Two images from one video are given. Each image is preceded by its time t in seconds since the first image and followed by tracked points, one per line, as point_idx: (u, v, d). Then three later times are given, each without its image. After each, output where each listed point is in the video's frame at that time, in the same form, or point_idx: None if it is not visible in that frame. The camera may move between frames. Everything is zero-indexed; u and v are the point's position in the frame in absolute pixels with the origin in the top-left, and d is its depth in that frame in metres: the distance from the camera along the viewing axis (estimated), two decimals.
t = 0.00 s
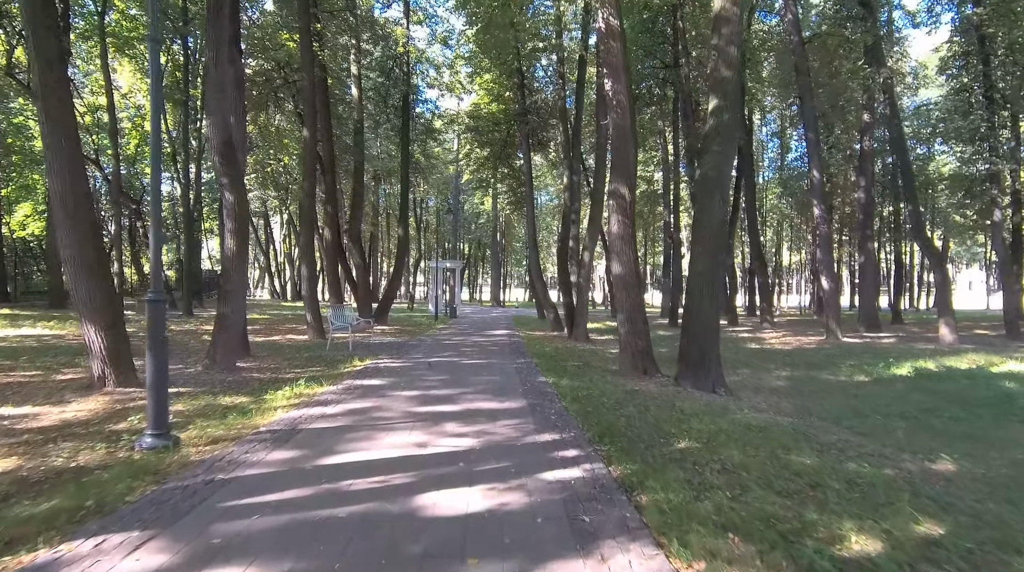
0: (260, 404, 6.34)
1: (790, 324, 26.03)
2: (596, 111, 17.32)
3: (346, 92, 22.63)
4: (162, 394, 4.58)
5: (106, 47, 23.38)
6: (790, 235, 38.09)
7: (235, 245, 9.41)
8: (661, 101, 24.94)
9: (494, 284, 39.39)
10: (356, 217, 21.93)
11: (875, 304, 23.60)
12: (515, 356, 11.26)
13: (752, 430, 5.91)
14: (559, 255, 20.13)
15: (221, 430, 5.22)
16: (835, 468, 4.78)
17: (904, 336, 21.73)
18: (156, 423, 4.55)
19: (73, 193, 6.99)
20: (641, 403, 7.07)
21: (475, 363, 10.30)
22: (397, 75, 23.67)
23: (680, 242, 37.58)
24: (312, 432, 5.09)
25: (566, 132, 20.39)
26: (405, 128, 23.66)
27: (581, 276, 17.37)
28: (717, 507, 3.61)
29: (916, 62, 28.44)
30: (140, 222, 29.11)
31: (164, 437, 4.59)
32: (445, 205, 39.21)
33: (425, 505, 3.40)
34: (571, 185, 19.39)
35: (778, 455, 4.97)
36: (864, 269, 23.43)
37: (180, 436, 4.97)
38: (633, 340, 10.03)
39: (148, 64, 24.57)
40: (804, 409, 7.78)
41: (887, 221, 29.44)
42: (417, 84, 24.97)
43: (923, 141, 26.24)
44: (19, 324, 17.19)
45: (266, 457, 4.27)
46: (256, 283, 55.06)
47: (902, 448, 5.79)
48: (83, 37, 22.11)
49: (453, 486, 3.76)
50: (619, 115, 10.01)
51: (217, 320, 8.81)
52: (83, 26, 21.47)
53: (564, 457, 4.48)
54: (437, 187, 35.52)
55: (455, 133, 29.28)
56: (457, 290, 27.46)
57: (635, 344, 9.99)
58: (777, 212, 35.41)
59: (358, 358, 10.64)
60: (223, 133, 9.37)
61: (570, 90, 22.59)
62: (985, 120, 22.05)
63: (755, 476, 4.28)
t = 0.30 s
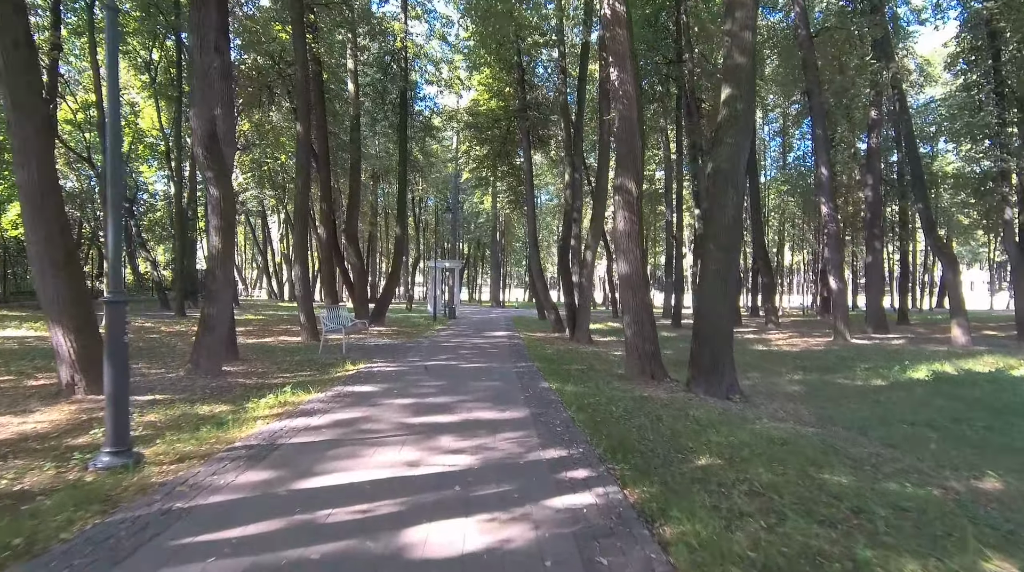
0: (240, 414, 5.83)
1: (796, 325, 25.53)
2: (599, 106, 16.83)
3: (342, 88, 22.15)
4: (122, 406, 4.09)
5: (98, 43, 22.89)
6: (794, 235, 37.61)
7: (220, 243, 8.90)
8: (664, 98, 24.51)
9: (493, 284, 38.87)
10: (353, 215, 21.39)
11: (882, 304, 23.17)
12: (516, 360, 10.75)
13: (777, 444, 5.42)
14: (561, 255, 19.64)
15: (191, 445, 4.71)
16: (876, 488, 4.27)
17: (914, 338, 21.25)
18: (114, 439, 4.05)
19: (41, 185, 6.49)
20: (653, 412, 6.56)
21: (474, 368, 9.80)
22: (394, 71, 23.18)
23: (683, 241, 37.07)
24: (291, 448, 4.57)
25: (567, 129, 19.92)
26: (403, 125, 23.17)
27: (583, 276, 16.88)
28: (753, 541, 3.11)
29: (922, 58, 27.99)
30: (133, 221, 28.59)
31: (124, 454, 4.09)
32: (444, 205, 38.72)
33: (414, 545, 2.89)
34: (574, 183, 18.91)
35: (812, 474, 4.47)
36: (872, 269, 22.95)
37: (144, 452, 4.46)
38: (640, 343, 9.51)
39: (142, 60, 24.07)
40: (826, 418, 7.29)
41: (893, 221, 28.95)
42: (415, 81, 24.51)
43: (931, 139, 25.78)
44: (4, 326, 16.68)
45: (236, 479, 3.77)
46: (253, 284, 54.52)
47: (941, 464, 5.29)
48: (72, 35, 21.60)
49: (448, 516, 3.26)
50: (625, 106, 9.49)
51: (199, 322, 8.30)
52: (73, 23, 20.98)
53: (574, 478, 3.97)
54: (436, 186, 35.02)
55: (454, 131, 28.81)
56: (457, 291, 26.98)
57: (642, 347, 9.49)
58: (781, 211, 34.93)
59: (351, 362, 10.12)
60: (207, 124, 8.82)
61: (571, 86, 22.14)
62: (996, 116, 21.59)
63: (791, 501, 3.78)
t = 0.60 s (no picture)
0: (215, 425, 5.33)
1: (801, 325, 25.08)
2: (601, 101, 16.31)
3: (338, 83, 21.63)
4: (68, 422, 3.62)
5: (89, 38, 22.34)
6: (797, 234, 37.14)
7: (203, 240, 8.35)
8: (666, 93, 24.01)
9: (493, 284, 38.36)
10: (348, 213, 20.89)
11: (890, 305, 22.71)
12: (517, 363, 10.26)
13: (806, 459, 4.93)
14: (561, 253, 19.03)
15: (154, 462, 4.22)
16: (925, 515, 3.79)
17: (923, 339, 20.80)
18: (58, 460, 3.58)
19: (8, 173, 5.96)
20: (665, 422, 6.07)
21: (473, 372, 9.32)
22: (391, 67, 22.67)
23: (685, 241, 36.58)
24: (265, 467, 4.08)
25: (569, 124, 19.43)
26: (401, 121, 22.67)
27: (585, 276, 16.39)
28: None
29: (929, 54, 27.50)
30: (126, 220, 28.06)
31: (69, 477, 3.61)
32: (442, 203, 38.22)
33: None
34: (575, 180, 18.41)
35: (851, 497, 3.97)
36: (879, 269, 22.49)
37: (99, 472, 3.98)
38: (647, 347, 9.02)
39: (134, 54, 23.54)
40: (850, 427, 6.81)
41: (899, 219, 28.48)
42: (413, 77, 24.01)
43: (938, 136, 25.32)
44: None
45: (195, 507, 3.29)
46: (250, 285, 53.98)
47: (986, 481, 4.81)
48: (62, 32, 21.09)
49: (438, 556, 2.78)
50: (632, 96, 8.97)
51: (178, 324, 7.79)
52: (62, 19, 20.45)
53: (585, 505, 3.48)
54: (435, 184, 34.52)
55: (453, 128, 28.27)
56: (455, 291, 26.50)
57: (649, 350, 8.99)
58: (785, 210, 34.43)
59: (343, 366, 9.62)
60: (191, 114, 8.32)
61: (573, 82, 21.62)
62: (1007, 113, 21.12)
63: (835, 532, 3.30)
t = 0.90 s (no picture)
0: (185, 439, 4.84)
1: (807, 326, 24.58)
2: (603, 95, 15.83)
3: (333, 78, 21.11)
4: None
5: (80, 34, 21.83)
6: (801, 233, 36.65)
7: (184, 236, 7.87)
8: (669, 90, 23.52)
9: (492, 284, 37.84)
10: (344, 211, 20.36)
11: (898, 305, 22.24)
12: (518, 367, 9.76)
13: (840, 477, 4.45)
14: (562, 251, 18.50)
15: (106, 485, 3.72)
16: (990, 549, 3.30)
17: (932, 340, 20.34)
18: None
19: None
20: (680, 434, 5.57)
21: (471, 376, 8.81)
22: (388, 63, 22.19)
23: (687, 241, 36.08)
24: (231, 492, 3.58)
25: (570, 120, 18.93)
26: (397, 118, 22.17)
27: (587, 275, 15.88)
28: None
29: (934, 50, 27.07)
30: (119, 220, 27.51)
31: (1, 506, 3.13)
32: (441, 202, 37.69)
33: None
34: (576, 177, 17.91)
35: (903, 527, 3.47)
36: (887, 268, 22.01)
37: (40, 497, 3.51)
38: (655, 350, 8.52)
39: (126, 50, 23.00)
40: (878, 437, 6.32)
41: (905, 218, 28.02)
42: (410, 73, 23.51)
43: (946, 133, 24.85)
44: None
45: (140, 546, 2.80)
46: (247, 285, 53.45)
47: None
48: (53, 27, 20.57)
49: None
50: (640, 85, 8.48)
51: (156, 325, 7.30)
52: (53, 14, 19.96)
53: (598, 541, 2.99)
54: (433, 183, 34.00)
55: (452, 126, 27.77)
56: (454, 291, 25.98)
57: (657, 353, 8.50)
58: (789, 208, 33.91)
59: (334, 370, 9.12)
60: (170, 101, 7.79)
61: (573, 78, 21.11)
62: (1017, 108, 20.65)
63: None
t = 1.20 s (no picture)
0: (149, 455, 4.34)
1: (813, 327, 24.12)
2: (607, 89, 15.34)
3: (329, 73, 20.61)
4: None
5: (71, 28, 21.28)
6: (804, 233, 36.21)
7: (162, 234, 7.39)
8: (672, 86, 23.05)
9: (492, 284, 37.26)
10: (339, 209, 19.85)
11: (906, 305, 21.80)
12: (519, 371, 9.27)
13: (884, 499, 3.96)
14: (563, 250, 17.95)
15: (46, 513, 3.22)
16: None
17: (942, 341, 19.91)
18: None
19: None
20: (698, 448, 5.08)
21: (469, 381, 8.31)
22: (386, 57, 21.59)
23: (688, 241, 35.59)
24: (188, 525, 3.07)
25: (572, 116, 18.45)
26: (395, 114, 21.64)
27: (590, 274, 15.40)
28: None
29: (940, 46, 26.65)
30: (112, 219, 26.96)
31: None
32: (439, 201, 37.19)
33: None
34: (578, 174, 17.46)
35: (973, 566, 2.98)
36: (895, 268, 21.55)
37: None
38: (666, 353, 8.02)
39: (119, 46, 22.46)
40: (910, 448, 5.83)
41: (911, 217, 27.57)
42: (408, 68, 23.01)
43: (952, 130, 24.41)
44: None
45: None
46: (245, 285, 52.87)
47: None
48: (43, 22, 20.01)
49: None
50: (648, 72, 7.99)
51: (133, 330, 6.85)
52: (43, 7, 19.43)
53: None
54: (432, 182, 33.48)
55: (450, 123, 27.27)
56: (453, 291, 25.50)
57: (668, 356, 8.01)
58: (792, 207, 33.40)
59: (324, 374, 8.62)
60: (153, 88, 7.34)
61: (575, 72, 20.62)
62: None
63: None
